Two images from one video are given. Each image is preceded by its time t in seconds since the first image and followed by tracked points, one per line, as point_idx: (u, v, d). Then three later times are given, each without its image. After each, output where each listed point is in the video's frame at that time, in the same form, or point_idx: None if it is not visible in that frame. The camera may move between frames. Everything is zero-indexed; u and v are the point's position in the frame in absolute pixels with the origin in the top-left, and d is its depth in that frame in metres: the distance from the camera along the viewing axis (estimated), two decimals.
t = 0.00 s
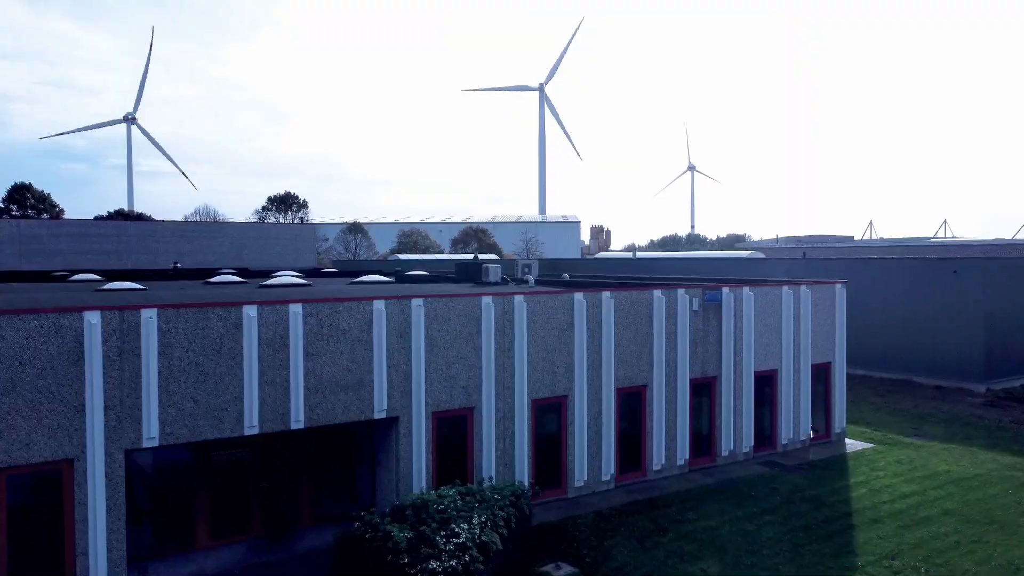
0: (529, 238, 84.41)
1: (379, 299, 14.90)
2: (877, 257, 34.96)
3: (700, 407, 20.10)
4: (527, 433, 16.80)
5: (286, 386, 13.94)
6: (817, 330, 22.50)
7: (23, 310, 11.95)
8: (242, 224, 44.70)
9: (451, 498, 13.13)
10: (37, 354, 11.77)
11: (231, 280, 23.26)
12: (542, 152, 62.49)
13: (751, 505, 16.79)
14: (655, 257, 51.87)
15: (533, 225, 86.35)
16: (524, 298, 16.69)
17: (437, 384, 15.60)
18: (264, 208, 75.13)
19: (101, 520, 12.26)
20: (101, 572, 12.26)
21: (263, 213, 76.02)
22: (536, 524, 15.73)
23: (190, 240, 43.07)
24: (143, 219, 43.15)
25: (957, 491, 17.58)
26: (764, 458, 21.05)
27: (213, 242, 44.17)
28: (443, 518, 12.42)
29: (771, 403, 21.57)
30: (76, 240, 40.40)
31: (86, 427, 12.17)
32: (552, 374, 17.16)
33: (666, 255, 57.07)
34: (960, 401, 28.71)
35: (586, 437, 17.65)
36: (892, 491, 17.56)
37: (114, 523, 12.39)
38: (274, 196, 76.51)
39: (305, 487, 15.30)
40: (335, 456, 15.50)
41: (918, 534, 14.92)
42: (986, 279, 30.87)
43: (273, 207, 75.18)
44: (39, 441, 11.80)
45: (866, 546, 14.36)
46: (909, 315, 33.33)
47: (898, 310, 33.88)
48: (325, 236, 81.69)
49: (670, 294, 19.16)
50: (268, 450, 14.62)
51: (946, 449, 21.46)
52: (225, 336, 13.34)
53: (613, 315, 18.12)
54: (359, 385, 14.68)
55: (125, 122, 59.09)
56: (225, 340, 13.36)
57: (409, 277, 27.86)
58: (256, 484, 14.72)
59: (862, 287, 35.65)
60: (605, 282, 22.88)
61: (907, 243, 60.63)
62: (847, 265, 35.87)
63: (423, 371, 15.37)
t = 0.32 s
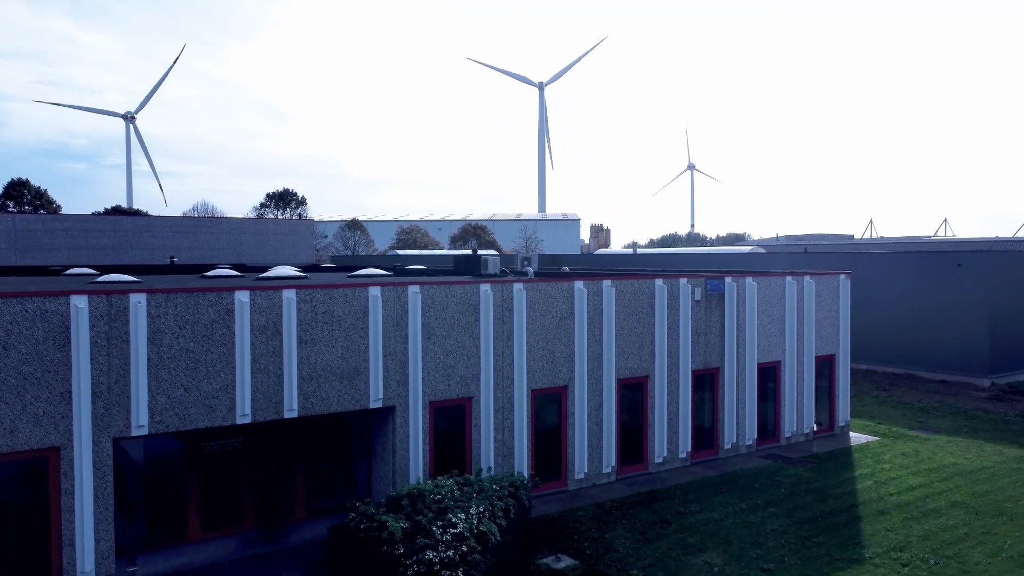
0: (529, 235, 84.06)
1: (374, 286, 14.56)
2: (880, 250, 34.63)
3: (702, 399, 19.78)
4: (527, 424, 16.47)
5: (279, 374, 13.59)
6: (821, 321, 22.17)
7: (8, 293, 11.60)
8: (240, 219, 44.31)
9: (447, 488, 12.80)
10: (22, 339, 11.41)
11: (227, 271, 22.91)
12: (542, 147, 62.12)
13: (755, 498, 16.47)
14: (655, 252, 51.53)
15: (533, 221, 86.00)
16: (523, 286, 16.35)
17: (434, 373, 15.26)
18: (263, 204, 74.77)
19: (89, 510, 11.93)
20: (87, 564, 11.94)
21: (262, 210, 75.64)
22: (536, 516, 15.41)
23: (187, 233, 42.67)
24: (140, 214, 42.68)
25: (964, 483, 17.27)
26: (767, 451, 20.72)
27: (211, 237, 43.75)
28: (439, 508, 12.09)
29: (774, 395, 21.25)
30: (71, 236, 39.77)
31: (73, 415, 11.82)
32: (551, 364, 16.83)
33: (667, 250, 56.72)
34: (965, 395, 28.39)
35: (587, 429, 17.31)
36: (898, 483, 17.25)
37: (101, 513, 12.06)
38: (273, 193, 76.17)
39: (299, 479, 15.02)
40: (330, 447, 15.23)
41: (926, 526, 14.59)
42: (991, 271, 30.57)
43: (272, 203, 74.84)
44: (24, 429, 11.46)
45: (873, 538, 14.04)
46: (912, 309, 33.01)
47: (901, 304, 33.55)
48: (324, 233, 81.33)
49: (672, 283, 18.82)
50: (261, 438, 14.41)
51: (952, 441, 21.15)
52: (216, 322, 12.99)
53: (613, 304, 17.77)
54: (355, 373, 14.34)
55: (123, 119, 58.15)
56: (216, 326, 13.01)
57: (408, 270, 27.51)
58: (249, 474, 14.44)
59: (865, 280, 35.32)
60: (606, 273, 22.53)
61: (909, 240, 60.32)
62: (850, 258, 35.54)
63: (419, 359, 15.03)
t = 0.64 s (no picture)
0: (529, 232, 83.71)
1: (370, 272, 14.22)
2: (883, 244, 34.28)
3: (705, 390, 19.47)
4: (526, 414, 16.14)
5: (273, 361, 13.27)
6: (824, 312, 21.84)
7: None
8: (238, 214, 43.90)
9: (445, 476, 12.47)
10: (7, 323, 11.08)
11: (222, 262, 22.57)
12: (541, 144, 61.72)
13: (759, 489, 16.15)
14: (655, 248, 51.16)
15: (532, 219, 85.67)
16: (522, 273, 16.02)
17: (431, 361, 14.94)
18: (262, 201, 74.38)
19: (76, 499, 11.60)
20: (75, 555, 11.60)
21: (260, 208, 75.22)
22: (535, 508, 15.10)
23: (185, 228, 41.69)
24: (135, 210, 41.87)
25: (971, 475, 16.96)
26: (771, 444, 20.42)
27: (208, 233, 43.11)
28: (436, 497, 11.78)
29: (777, 387, 20.94)
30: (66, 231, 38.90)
31: (59, 401, 11.50)
32: (551, 353, 16.51)
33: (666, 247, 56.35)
34: (969, 389, 28.08)
35: (587, 419, 16.99)
36: (905, 475, 16.93)
37: (89, 503, 11.72)
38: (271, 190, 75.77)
39: (293, 470, 14.72)
40: (324, 436, 14.92)
41: (935, 517, 14.27)
42: (995, 265, 30.23)
43: (271, 200, 74.40)
44: (8, 415, 11.14)
45: (881, 529, 13.72)
46: (915, 302, 32.66)
47: (904, 298, 33.22)
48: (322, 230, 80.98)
49: (673, 272, 18.49)
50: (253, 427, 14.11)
51: (957, 434, 20.83)
52: (207, 308, 12.67)
53: (614, 292, 17.44)
54: (350, 361, 14.02)
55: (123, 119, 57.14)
56: (208, 312, 12.68)
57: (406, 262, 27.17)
58: (241, 464, 14.16)
59: (867, 274, 34.98)
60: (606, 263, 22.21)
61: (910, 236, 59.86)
62: (852, 252, 35.18)
63: (416, 347, 14.71)
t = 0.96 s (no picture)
0: (527, 230, 83.37)
1: (366, 257, 13.90)
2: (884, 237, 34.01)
3: (706, 381, 19.17)
4: (525, 404, 15.84)
5: (266, 347, 12.96)
6: (827, 303, 21.55)
7: None
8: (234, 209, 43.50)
9: (441, 465, 12.17)
10: None
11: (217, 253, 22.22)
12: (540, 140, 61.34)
13: (762, 480, 15.86)
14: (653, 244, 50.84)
15: (531, 216, 85.33)
16: (521, 260, 15.70)
17: (428, 349, 14.64)
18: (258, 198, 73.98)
19: (63, 486, 11.27)
20: (61, 545, 11.25)
21: (257, 205, 74.76)
22: (534, 498, 14.80)
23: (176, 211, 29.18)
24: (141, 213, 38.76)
25: (978, 466, 16.67)
26: (773, 436, 20.13)
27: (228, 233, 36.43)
28: (433, 485, 11.47)
29: (779, 378, 20.65)
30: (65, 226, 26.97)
31: (45, 386, 11.17)
32: (550, 342, 16.21)
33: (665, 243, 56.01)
34: (972, 383, 27.80)
35: (587, 409, 16.70)
36: (910, 466, 16.64)
37: (76, 491, 11.40)
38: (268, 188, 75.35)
39: (287, 460, 14.40)
40: (319, 425, 14.61)
41: (943, 508, 13.99)
42: (998, 258, 29.96)
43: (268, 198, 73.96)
44: None
45: (887, 520, 13.43)
46: (917, 296, 32.37)
47: (905, 292, 32.93)
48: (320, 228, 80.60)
49: (674, 260, 18.19)
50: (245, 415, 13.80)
51: (962, 426, 20.55)
52: (198, 292, 12.35)
53: (615, 281, 17.14)
54: (345, 348, 13.72)
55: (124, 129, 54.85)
56: (199, 296, 12.37)
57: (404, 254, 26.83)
58: (234, 453, 13.85)
59: (868, 268, 34.70)
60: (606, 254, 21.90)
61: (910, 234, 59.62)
62: (854, 246, 34.90)
63: (413, 334, 14.41)
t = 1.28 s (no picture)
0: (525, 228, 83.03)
1: (360, 242, 13.59)
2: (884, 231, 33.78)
3: (706, 372, 18.90)
4: (523, 393, 15.56)
5: (257, 333, 12.65)
6: (827, 294, 21.31)
7: None
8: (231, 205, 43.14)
9: (437, 452, 11.87)
10: None
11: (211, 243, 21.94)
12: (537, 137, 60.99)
13: (763, 471, 15.60)
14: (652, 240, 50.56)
15: (528, 214, 85.01)
16: (519, 246, 15.40)
17: (424, 337, 14.34)
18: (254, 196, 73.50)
19: (48, 474, 10.96)
20: (46, 534, 10.95)
21: (253, 202, 74.27)
22: (532, 488, 14.53)
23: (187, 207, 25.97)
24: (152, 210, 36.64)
25: (982, 456, 16.43)
26: (774, 428, 19.87)
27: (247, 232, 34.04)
28: (428, 472, 11.18)
29: (779, 369, 20.41)
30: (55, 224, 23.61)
31: (29, 370, 10.85)
32: (548, 331, 15.92)
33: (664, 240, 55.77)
34: (973, 376, 27.57)
35: (586, 399, 16.43)
36: (914, 457, 16.40)
37: (62, 479, 11.09)
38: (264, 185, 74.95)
39: (280, 450, 14.13)
40: (312, 413, 14.32)
41: (948, 497, 13.73)
42: (999, 251, 29.73)
43: (264, 195, 73.45)
44: None
45: (893, 509, 13.17)
46: (917, 290, 32.14)
47: (906, 286, 32.68)
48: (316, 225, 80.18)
49: (674, 249, 17.92)
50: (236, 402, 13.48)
51: (964, 418, 20.31)
52: (187, 276, 12.04)
53: (614, 269, 16.86)
54: (339, 334, 13.42)
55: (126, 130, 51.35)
56: (188, 280, 12.06)
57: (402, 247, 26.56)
58: (225, 442, 13.55)
59: (867, 262, 34.47)
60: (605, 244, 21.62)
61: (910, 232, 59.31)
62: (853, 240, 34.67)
63: (408, 321, 14.11)
